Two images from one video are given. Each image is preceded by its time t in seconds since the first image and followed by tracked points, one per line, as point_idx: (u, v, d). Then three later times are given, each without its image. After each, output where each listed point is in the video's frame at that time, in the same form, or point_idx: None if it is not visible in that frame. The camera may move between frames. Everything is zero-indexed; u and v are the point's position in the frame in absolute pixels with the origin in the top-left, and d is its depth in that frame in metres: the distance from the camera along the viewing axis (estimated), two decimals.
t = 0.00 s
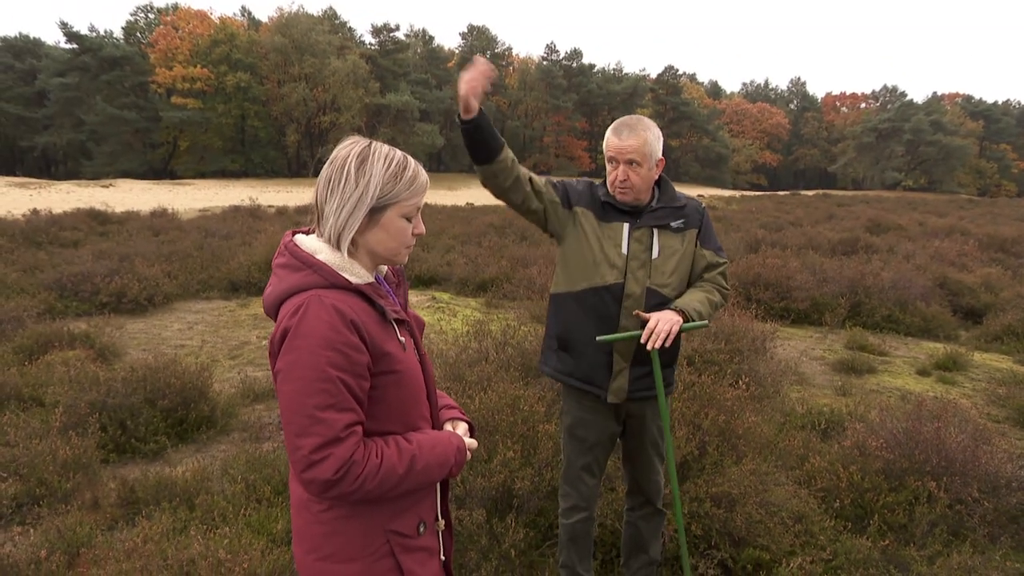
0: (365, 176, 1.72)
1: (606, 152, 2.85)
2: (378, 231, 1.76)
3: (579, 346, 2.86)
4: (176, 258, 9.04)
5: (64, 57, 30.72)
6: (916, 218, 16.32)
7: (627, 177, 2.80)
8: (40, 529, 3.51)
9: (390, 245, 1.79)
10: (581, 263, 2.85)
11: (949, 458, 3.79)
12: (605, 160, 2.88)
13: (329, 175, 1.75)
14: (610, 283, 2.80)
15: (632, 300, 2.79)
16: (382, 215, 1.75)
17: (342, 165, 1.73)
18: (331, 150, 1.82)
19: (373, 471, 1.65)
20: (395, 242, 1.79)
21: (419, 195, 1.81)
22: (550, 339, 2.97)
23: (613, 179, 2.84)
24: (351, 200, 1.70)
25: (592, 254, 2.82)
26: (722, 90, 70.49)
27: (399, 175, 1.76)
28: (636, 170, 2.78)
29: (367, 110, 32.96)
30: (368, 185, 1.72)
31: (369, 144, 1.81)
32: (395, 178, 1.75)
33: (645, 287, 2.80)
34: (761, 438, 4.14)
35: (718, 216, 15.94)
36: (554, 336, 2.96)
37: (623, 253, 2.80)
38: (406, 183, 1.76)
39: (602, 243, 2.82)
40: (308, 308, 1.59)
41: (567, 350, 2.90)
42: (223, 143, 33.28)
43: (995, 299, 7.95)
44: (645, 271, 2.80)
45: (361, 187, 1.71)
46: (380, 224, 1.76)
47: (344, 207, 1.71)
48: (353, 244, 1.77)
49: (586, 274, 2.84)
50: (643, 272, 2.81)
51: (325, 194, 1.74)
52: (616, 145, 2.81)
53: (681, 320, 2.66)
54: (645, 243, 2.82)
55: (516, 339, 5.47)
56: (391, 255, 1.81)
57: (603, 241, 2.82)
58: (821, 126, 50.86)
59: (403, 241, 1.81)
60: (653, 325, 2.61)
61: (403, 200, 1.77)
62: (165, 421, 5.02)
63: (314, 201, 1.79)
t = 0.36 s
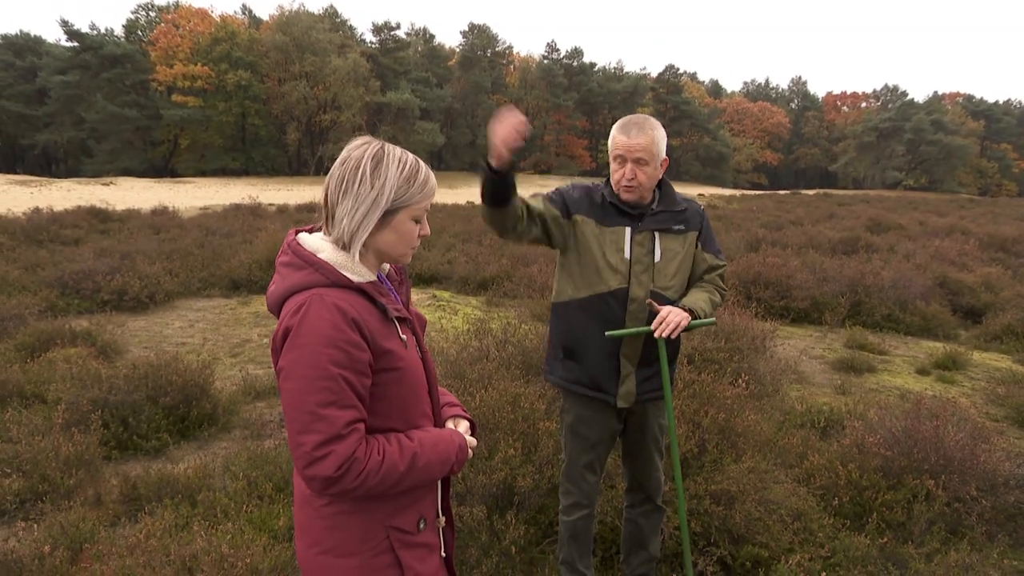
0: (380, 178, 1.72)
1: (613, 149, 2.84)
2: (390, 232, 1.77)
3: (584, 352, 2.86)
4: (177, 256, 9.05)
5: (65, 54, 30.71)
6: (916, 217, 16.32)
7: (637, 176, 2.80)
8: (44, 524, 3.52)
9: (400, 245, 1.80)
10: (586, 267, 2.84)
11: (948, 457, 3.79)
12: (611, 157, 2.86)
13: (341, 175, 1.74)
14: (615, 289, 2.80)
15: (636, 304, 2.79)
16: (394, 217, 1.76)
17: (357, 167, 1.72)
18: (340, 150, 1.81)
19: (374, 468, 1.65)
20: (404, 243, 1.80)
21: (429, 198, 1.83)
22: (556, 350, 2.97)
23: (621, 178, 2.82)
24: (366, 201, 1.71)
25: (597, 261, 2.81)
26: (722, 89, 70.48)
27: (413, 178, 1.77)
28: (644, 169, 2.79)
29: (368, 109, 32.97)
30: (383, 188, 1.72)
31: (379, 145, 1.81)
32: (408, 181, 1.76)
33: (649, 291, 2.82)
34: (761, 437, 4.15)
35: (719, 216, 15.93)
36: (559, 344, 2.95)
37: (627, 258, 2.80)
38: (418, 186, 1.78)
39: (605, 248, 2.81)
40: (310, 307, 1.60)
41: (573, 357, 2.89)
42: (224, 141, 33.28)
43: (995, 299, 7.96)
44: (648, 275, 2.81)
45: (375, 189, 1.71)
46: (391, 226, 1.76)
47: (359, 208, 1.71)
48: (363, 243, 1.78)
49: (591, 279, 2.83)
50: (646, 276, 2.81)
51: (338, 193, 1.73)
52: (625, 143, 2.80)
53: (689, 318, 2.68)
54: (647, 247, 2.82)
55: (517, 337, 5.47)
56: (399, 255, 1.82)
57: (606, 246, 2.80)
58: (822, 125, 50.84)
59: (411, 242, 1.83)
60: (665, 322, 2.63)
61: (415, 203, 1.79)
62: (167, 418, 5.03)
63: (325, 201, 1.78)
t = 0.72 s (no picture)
0: (396, 182, 1.73)
1: (642, 154, 2.74)
2: (407, 234, 1.79)
3: (603, 369, 2.86)
4: (183, 257, 9.07)
5: (72, 57, 30.82)
6: (923, 219, 16.28)
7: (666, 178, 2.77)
8: (51, 523, 3.54)
9: (413, 243, 1.82)
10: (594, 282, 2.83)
11: (953, 459, 3.78)
12: (637, 163, 2.74)
13: (354, 181, 1.73)
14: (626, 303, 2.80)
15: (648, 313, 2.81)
16: (409, 217, 1.78)
17: (374, 173, 1.72)
18: (345, 158, 1.78)
19: (388, 469, 1.66)
20: (417, 242, 1.83)
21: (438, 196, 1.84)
22: (569, 366, 2.95)
23: (654, 180, 2.74)
24: (387, 206, 1.72)
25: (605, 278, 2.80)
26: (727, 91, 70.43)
27: (424, 177, 1.79)
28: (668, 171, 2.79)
29: (373, 110, 33.02)
30: (401, 191, 1.74)
31: (384, 149, 1.80)
32: (422, 182, 1.78)
33: (657, 298, 2.83)
34: (766, 439, 4.15)
35: (724, 217, 15.91)
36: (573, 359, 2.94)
37: (632, 269, 2.80)
38: (430, 186, 1.80)
39: (610, 261, 2.80)
40: (323, 310, 1.60)
41: (589, 373, 2.88)
42: (229, 143, 33.36)
43: (1001, 301, 7.93)
44: (653, 282, 2.82)
45: (394, 194, 1.73)
46: (408, 228, 1.79)
47: (380, 215, 1.72)
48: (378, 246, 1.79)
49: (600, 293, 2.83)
50: (652, 283, 2.83)
51: (355, 202, 1.73)
52: (657, 145, 2.75)
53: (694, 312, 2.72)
54: (649, 255, 2.83)
55: (522, 339, 5.47)
56: (412, 254, 1.84)
57: (609, 257, 2.80)
58: (828, 127, 50.74)
59: (423, 241, 1.85)
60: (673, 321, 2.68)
61: (426, 200, 1.81)
62: (174, 419, 5.04)
63: (339, 210, 1.75)
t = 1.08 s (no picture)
0: (395, 187, 1.73)
1: (648, 163, 2.72)
2: (404, 239, 1.78)
3: (607, 377, 2.84)
4: (185, 265, 9.09)
5: (74, 66, 30.93)
6: (925, 220, 16.26)
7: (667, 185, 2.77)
8: (54, 532, 3.54)
9: (412, 250, 1.81)
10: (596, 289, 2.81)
11: (958, 461, 3.77)
12: (641, 170, 2.73)
13: (354, 185, 1.74)
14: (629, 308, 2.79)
15: (652, 318, 2.82)
16: (408, 224, 1.77)
17: (372, 176, 1.73)
18: (348, 161, 1.79)
19: (390, 477, 1.66)
20: (416, 249, 1.82)
21: (439, 205, 1.84)
22: (570, 374, 2.92)
23: (655, 189, 2.75)
24: (383, 210, 1.72)
25: (609, 284, 2.78)
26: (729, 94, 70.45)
27: (424, 185, 1.78)
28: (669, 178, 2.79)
29: (374, 116, 33.08)
30: (399, 196, 1.73)
31: (387, 155, 1.80)
32: (421, 188, 1.77)
33: (659, 304, 2.85)
34: (769, 442, 4.14)
35: (727, 220, 15.89)
36: (576, 367, 2.91)
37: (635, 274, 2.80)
38: (430, 192, 1.79)
39: (613, 268, 2.78)
40: (324, 318, 1.60)
41: (592, 380, 2.86)
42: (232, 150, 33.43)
43: (1005, 302, 7.91)
44: (655, 288, 2.83)
45: (392, 198, 1.72)
46: (405, 233, 1.78)
47: (376, 219, 1.72)
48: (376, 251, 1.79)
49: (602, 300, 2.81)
50: (654, 289, 2.84)
51: (352, 204, 1.74)
52: (662, 153, 2.74)
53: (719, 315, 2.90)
54: (651, 261, 2.84)
55: (524, 344, 5.47)
56: (411, 261, 1.83)
57: (612, 263, 2.78)
58: (830, 129, 50.71)
59: (423, 249, 1.84)
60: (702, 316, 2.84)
61: (427, 208, 1.80)
62: (176, 426, 5.04)
63: (338, 213, 1.77)
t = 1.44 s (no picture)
0: (390, 193, 1.73)
1: (638, 168, 2.71)
2: (399, 245, 1.78)
3: (601, 382, 2.83)
4: (184, 271, 9.09)
5: (73, 73, 30.96)
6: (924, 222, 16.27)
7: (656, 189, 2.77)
8: (51, 539, 3.53)
9: (408, 257, 1.81)
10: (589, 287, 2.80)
11: (958, 462, 3.77)
12: (631, 175, 2.72)
13: (350, 190, 1.74)
14: (620, 307, 2.78)
15: (644, 318, 2.81)
16: (403, 231, 1.77)
17: (369, 181, 1.73)
18: (347, 165, 1.79)
19: (384, 482, 1.65)
20: (412, 256, 1.81)
21: (437, 212, 1.84)
22: (563, 378, 2.91)
23: (644, 194, 2.75)
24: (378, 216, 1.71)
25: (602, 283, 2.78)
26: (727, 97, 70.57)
27: (421, 192, 1.78)
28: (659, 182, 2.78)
29: (373, 121, 33.11)
30: (394, 202, 1.73)
31: (385, 160, 1.81)
32: (419, 194, 1.77)
33: (652, 303, 2.84)
34: (769, 445, 4.13)
35: (725, 223, 15.90)
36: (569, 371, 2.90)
37: (626, 273, 2.80)
38: (427, 199, 1.79)
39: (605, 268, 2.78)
40: (318, 322, 1.60)
41: (585, 385, 2.84)
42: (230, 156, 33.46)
43: (1004, 303, 7.91)
44: (647, 287, 2.83)
45: (387, 204, 1.72)
46: (400, 240, 1.77)
47: (371, 224, 1.72)
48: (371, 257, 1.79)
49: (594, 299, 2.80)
50: (647, 288, 2.83)
51: (348, 208, 1.74)
52: (653, 159, 2.73)
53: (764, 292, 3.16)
54: (643, 261, 2.83)
55: (523, 348, 5.47)
56: (407, 268, 1.83)
57: (605, 264, 2.78)
58: (828, 131, 50.78)
59: (420, 256, 1.84)
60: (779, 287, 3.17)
61: (425, 215, 1.80)
62: (174, 432, 5.04)
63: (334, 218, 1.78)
